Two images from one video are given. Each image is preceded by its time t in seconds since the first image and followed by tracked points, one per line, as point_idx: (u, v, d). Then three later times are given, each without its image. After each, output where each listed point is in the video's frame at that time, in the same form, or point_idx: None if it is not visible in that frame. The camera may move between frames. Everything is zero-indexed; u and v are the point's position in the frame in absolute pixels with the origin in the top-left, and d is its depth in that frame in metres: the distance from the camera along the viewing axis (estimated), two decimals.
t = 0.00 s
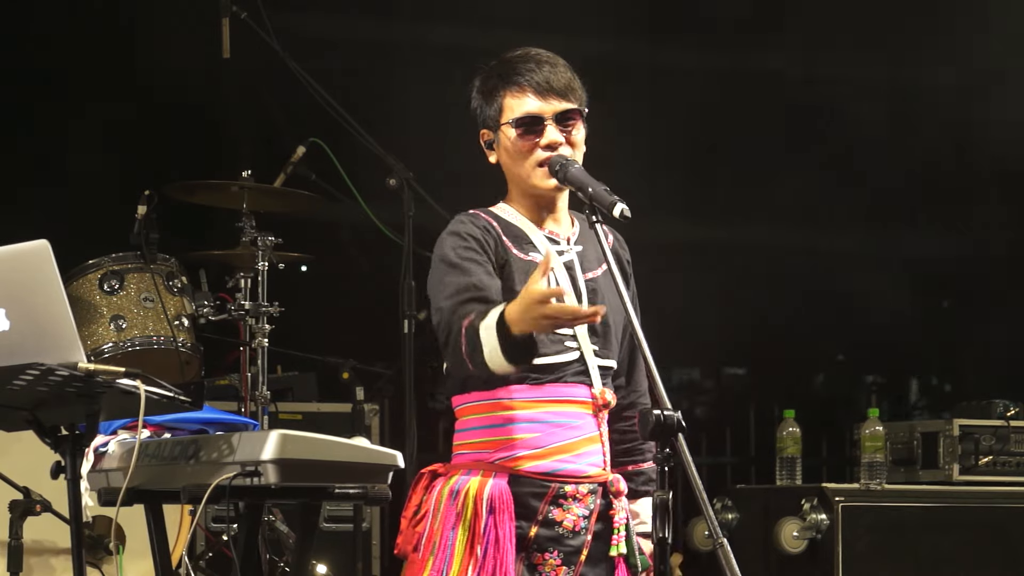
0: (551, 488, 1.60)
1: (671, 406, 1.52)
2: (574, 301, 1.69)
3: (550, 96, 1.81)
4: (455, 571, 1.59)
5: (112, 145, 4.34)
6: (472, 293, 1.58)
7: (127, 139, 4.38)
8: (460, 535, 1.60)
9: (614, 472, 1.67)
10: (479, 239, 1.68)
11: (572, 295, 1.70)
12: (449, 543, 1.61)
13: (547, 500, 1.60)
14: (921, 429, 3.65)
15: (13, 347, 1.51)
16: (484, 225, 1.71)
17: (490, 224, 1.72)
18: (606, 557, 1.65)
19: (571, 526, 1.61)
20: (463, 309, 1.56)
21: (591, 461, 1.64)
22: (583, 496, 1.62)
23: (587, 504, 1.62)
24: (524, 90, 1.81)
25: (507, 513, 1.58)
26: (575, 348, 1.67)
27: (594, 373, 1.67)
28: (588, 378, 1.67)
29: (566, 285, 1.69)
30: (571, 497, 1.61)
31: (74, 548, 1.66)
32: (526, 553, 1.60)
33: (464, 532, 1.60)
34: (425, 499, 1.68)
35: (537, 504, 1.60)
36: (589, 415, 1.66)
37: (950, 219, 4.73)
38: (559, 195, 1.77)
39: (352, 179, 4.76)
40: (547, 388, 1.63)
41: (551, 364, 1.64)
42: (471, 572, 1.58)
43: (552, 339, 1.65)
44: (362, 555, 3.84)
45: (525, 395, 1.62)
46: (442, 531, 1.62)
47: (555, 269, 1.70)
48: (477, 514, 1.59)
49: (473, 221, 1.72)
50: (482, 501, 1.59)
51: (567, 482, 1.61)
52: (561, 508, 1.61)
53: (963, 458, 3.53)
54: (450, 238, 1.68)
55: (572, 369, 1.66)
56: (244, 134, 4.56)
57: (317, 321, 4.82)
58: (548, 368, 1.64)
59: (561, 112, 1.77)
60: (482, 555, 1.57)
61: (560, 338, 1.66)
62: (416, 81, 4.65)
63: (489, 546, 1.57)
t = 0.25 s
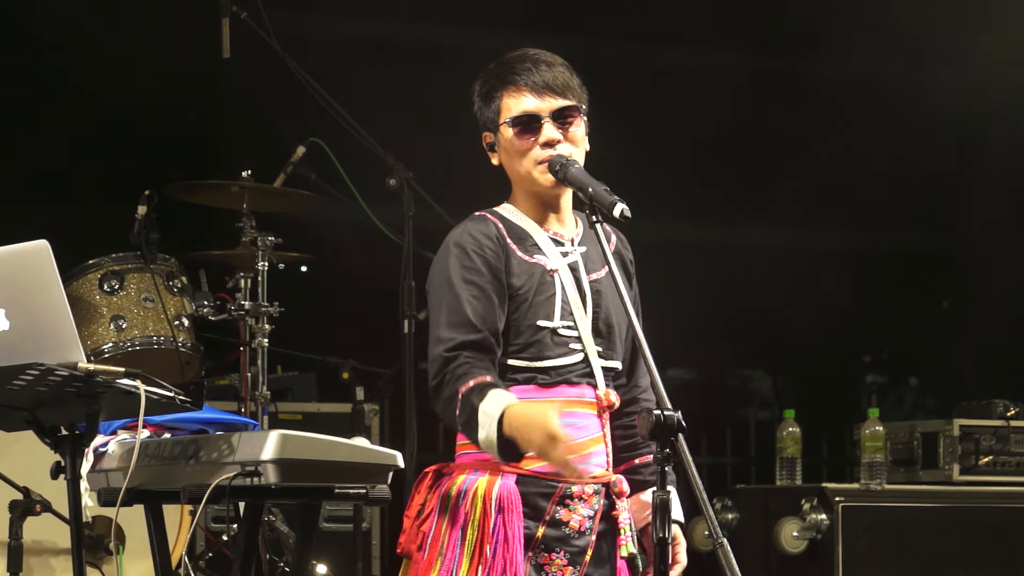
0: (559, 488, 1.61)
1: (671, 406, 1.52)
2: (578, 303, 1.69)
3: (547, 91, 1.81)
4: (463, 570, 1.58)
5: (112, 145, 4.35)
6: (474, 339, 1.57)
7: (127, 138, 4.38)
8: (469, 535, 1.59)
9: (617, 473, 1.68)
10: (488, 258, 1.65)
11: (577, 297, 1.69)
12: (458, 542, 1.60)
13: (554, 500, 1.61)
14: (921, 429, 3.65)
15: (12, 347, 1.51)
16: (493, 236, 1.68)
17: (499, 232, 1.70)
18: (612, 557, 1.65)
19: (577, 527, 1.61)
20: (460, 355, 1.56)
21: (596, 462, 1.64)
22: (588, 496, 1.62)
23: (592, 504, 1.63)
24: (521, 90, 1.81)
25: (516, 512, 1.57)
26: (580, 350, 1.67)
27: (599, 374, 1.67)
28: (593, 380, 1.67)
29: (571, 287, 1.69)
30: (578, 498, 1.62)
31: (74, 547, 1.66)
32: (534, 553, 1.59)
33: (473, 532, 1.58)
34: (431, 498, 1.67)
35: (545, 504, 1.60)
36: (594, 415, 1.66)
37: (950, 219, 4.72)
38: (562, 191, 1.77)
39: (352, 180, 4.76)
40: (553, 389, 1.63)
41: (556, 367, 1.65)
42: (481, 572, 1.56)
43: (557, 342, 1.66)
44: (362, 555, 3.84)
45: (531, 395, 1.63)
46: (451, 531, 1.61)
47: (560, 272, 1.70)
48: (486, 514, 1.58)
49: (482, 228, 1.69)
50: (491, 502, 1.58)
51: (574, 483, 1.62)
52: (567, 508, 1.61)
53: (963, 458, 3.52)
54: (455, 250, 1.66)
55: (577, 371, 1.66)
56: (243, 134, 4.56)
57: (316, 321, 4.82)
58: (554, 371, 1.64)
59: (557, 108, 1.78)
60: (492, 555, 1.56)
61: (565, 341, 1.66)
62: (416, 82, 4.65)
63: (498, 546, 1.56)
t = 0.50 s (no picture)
0: (556, 490, 1.60)
1: (671, 406, 1.52)
2: (578, 305, 1.69)
3: (543, 92, 1.81)
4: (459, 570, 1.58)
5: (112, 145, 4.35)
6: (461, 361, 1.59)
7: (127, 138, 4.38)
8: (464, 537, 1.60)
9: (617, 474, 1.67)
10: (484, 268, 1.66)
11: (576, 299, 1.69)
12: (453, 545, 1.60)
13: (550, 503, 1.59)
14: (921, 429, 3.65)
15: (12, 346, 1.51)
16: (491, 243, 1.69)
17: (498, 237, 1.71)
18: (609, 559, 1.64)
19: (574, 528, 1.60)
20: (447, 377, 1.58)
21: (595, 464, 1.64)
22: (586, 498, 1.61)
23: (590, 506, 1.62)
24: (517, 92, 1.81)
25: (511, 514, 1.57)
26: (579, 352, 1.67)
27: (599, 376, 1.68)
28: (593, 381, 1.67)
29: (570, 288, 1.69)
30: (574, 500, 1.61)
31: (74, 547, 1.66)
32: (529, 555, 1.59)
33: (468, 534, 1.59)
34: (428, 499, 1.67)
35: (541, 506, 1.59)
36: (594, 417, 1.66)
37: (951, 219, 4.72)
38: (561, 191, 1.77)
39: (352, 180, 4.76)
40: (552, 391, 1.64)
41: (554, 369, 1.65)
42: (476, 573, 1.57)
43: (555, 344, 1.66)
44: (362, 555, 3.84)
45: (529, 397, 1.63)
46: (446, 533, 1.61)
47: (559, 274, 1.70)
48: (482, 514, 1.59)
49: (481, 233, 1.70)
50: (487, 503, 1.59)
51: (571, 485, 1.61)
52: (564, 510, 1.60)
53: (964, 458, 3.52)
54: (452, 256, 1.67)
55: (576, 373, 1.66)
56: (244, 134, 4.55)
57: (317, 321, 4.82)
58: (553, 373, 1.65)
59: (554, 109, 1.77)
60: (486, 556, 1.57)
61: (564, 342, 1.66)
62: (416, 82, 4.65)
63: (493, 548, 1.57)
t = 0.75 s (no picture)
0: (556, 490, 1.60)
1: (671, 406, 1.52)
2: (578, 305, 1.69)
3: (540, 94, 1.80)
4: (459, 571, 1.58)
5: (111, 145, 4.35)
6: (453, 368, 1.59)
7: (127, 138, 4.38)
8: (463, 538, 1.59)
9: (618, 474, 1.68)
10: (482, 271, 1.66)
11: (576, 299, 1.69)
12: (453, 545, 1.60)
13: (552, 503, 1.60)
14: (921, 429, 3.64)
15: (12, 347, 1.51)
16: (490, 244, 1.69)
17: (498, 238, 1.71)
18: (611, 559, 1.65)
19: (575, 529, 1.61)
20: (440, 383, 1.59)
21: (596, 464, 1.64)
22: (587, 498, 1.62)
23: (591, 506, 1.62)
24: (515, 94, 1.80)
25: (512, 515, 1.58)
26: (579, 352, 1.67)
27: (600, 375, 1.68)
28: (594, 381, 1.67)
29: (569, 289, 1.69)
30: (575, 500, 1.61)
31: (74, 547, 1.66)
32: (531, 555, 1.59)
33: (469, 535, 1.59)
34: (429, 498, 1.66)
35: (542, 506, 1.60)
36: (595, 417, 1.66)
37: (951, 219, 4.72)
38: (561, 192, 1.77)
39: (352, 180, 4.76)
40: (553, 391, 1.64)
41: (554, 369, 1.65)
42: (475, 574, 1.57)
43: (555, 344, 1.66)
44: (362, 555, 3.84)
45: (530, 397, 1.63)
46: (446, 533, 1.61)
47: (558, 274, 1.70)
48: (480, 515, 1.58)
49: (481, 234, 1.70)
50: (485, 505, 1.58)
51: (572, 485, 1.61)
52: (565, 511, 1.61)
53: (964, 458, 3.52)
54: (451, 257, 1.67)
55: (577, 373, 1.66)
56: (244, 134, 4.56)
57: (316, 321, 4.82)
58: (553, 373, 1.65)
59: (550, 110, 1.78)
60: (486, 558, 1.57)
61: (564, 342, 1.66)
62: (416, 82, 4.66)
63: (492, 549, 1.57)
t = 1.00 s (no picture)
0: (556, 491, 1.60)
1: (671, 406, 1.52)
2: (577, 305, 1.69)
3: (542, 95, 1.80)
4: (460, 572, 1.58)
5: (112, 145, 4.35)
6: (453, 367, 1.60)
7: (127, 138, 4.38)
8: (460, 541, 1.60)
9: (619, 475, 1.67)
10: (482, 270, 1.66)
11: (576, 299, 1.69)
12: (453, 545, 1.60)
13: (551, 503, 1.60)
14: (921, 429, 3.64)
15: (12, 347, 1.51)
16: (491, 244, 1.69)
17: (498, 237, 1.71)
18: (612, 559, 1.65)
19: (575, 529, 1.61)
20: (440, 382, 1.60)
21: (596, 464, 1.63)
22: (587, 498, 1.62)
23: (591, 507, 1.62)
24: (516, 96, 1.80)
25: (511, 515, 1.58)
26: (579, 352, 1.67)
27: (600, 375, 1.68)
28: (594, 381, 1.67)
29: (569, 289, 1.69)
30: (575, 500, 1.61)
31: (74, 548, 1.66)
32: (530, 555, 1.59)
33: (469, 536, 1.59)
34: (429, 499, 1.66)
35: (542, 506, 1.60)
36: (596, 418, 1.66)
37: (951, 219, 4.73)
38: (561, 194, 1.77)
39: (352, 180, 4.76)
40: (553, 391, 1.64)
41: (554, 369, 1.65)
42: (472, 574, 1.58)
43: (554, 344, 1.66)
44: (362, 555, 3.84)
45: (530, 397, 1.63)
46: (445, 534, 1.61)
47: (558, 275, 1.70)
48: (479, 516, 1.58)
49: (482, 234, 1.71)
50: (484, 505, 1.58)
51: (572, 485, 1.61)
52: (565, 511, 1.61)
53: (964, 458, 3.52)
54: (451, 256, 1.68)
55: (577, 373, 1.66)
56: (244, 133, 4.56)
57: (316, 321, 4.82)
58: (553, 373, 1.65)
59: (551, 112, 1.78)
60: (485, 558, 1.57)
61: (563, 343, 1.66)
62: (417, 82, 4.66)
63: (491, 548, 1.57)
